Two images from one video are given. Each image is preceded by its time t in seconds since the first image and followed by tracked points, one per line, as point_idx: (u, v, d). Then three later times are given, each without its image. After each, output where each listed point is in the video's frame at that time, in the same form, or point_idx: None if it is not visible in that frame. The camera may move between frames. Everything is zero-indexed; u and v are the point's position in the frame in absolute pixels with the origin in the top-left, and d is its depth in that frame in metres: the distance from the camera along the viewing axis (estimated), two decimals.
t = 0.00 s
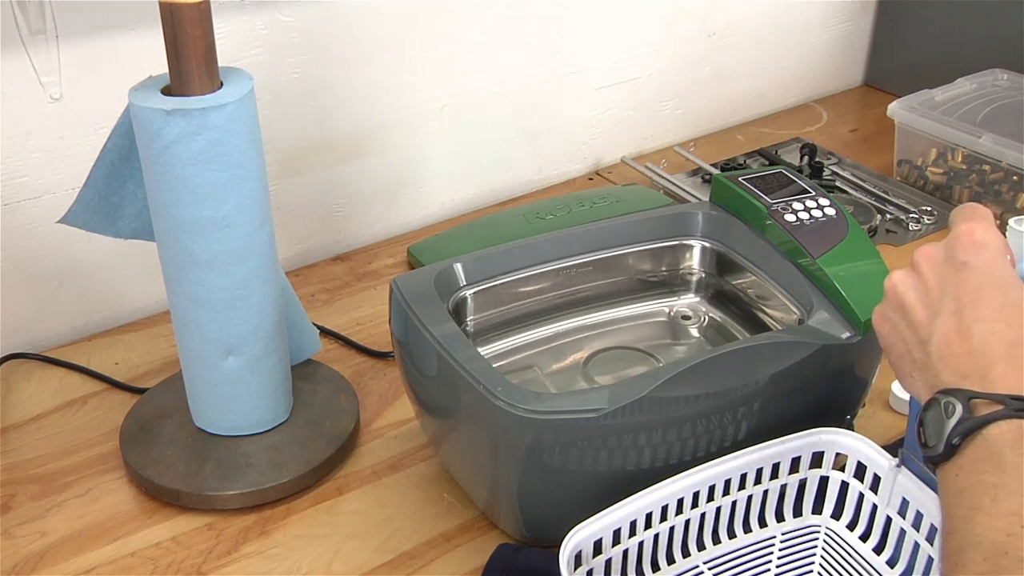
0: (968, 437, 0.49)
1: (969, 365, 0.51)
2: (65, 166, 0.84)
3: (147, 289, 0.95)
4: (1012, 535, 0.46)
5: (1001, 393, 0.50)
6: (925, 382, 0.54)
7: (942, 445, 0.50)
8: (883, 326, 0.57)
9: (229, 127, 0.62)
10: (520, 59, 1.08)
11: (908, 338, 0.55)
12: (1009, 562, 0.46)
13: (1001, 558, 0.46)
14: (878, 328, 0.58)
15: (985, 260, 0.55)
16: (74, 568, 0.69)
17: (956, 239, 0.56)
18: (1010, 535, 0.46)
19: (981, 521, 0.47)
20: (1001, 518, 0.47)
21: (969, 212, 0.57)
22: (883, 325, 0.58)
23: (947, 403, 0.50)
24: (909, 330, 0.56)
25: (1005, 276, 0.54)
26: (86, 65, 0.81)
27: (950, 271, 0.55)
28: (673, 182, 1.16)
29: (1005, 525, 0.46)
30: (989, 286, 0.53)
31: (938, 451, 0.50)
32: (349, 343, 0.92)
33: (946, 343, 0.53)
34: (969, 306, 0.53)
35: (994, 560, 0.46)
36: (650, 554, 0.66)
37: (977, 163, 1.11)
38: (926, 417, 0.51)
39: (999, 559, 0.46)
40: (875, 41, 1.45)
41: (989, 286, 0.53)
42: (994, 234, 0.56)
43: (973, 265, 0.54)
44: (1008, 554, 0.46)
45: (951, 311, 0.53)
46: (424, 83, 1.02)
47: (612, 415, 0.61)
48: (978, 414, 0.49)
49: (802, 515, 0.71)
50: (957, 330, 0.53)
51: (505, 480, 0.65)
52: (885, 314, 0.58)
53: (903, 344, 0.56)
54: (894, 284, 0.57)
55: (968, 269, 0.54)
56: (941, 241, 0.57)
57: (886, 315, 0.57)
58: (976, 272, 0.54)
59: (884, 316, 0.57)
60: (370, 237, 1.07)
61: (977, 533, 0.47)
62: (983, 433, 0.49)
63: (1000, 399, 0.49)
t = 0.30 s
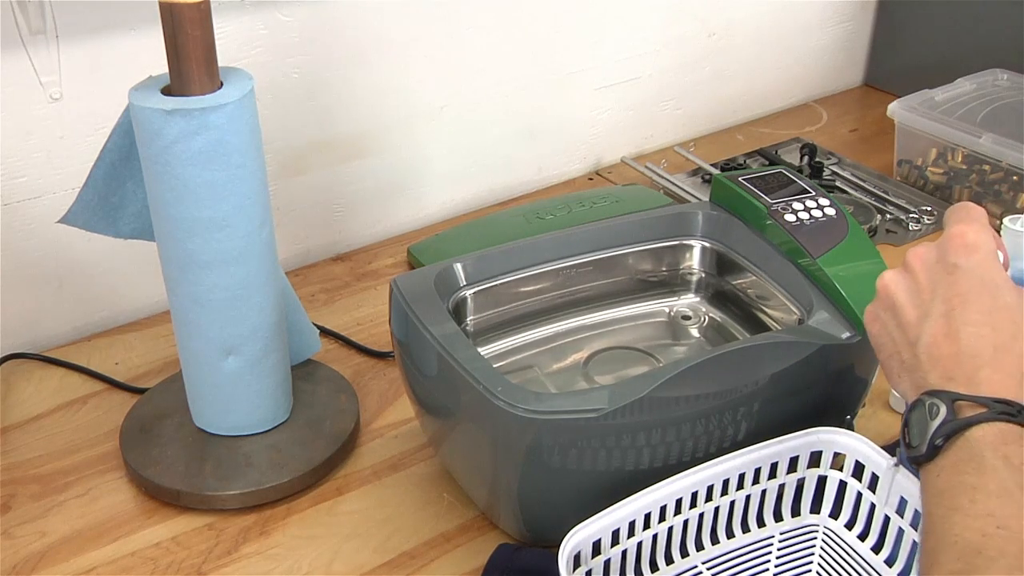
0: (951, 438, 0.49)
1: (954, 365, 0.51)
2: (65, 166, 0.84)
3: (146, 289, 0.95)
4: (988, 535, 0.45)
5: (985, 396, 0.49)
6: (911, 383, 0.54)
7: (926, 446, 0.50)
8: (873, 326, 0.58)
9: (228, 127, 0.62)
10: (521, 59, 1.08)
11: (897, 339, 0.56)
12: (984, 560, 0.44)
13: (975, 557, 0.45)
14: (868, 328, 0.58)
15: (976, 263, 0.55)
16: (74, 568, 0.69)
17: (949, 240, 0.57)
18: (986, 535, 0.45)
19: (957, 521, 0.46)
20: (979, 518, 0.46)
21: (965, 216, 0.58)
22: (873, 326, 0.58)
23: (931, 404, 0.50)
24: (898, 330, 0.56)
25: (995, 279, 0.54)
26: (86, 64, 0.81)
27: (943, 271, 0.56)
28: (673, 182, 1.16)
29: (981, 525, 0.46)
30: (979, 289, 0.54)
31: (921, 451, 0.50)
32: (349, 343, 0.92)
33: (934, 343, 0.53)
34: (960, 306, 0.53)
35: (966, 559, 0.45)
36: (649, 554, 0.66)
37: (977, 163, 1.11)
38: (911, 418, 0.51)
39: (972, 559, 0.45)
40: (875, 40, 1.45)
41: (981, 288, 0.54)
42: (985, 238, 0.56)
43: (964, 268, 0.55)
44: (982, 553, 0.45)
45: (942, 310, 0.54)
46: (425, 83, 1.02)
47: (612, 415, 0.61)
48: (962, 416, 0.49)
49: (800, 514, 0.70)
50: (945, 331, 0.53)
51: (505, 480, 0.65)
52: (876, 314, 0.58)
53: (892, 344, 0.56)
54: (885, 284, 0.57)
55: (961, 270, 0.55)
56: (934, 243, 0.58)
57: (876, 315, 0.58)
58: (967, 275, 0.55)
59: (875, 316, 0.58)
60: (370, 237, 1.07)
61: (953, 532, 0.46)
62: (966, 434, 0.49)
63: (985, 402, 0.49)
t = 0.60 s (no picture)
0: (943, 441, 0.50)
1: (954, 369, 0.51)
2: (65, 166, 0.84)
3: (146, 289, 0.95)
4: (968, 539, 0.46)
5: (980, 400, 0.50)
6: (909, 382, 0.54)
7: (917, 449, 0.50)
8: (873, 327, 0.57)
9: (228, 127, 0.62)
10: (521, 59, 1.08)
11: (897, 340, 0.55)
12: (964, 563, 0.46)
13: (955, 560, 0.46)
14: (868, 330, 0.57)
15: (977, 266, 0.55)
16: (74, 568, 0.69)
17: (951, 243, 0.57)
18: (966, 539, 0.46)
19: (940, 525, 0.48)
20: (961, 522, 0.47)
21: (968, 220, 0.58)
22: (873, 326, 0.57)
23: (925, 407, 0.51)
24: (899, 332, 0.55)
25: (996, 283, 0.54)
26: (86, 65, 0.81)
27: (944, 274, 0.55)
28: (673, 182, 1.16)
29: (962, 529, 0.47)
30: (980, 293, 0.54)
31: (912, 454, 0.51)
32: (349, 343, 0.92)
33: (934, 346, 0.53)
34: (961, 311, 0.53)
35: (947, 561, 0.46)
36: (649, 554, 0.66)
37: (977, 163, 1.11)
38: (905, 420, 0.52)
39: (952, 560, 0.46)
40: (875, 40, 1.45)
41: (982, 292, 0.54)
42: (987, 242, 0.56)
43: (965, 271, 0.55)
44: (961, 556, 0.46)
45: (943, 314, 0.53)
46: (425, 82, 1.02)
47: (612, 415, 0.61)
48: (955, 420, 0.50)
49: (800, 514, 0.70)
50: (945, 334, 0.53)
51: (505, 480, 0.65)
52: (876, 315, 0.58)
53: (892, 346, 0.56)
54: (886, 286, 0.57)
55: (961, 273, 0.55)
56: (935, 246, 0.57)
57: (876, 316, 0.57)
58: (968, 278, 0.54)
59: (875, 318, 0.57)
60: (370, 237, 1.07)
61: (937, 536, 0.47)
62: (958, 439, 0.49)
63: (977, 406, 0.49)
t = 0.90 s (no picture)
0: (949, 453, 0.50)
1: (965, 377, 0.51)
2: (65, 166, 0.84)
3: (147, 289, 0.95)
4: (960, 559, 0.48)
5: (989, 412, 0.50)
6: (921, 390, 0.54)
7: (923, 459, 0.51)
8: (883, 331, 0.58)
9: (229, 127, 0.62)
10: (521, 59, 1.08)
11: (907, 347, 0.56)
12: None
13: None
14: (879, 334, 0.58)
15: (988, 271, 0.55)
16: (74, 568, 0.69)
17: (961, 246, 0.56)
18: (959, 558, 0.48)
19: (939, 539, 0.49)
20: (957, 540, 0.48)
21: (978, 222, 0.58)
22: (883, 331, 0.58)
23: (932, 417, 0.51)
24: (909, 338, 0.56)
25: (1007, 288, 0.54)
26: (86, 65, 0.81)
27: (953, 280, 0.55)
28: (673, 183, 1.16)
29: (957, 547, 0.48)
30: (990, 298, 0.54)
31: (919, 464, 0.52)
32: (349, 343, 0.92)
33: (945, 353, 0.53)
34: (970, 319, 0.53)
35: None
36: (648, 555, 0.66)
37: (977, 163, 1.11)
38: (913, 429, 0.52)
39: None
40: (875, 40, 1.45)
41: (993, 299, 0.53)
42: (997, 245, 0.56)
43: (975, 276, 0.55)
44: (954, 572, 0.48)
45: (953, 322, 0.53)
46: (424, 82, 1.02)
47: (612, 415, 0.61)
48: (961, 432, 0.50)
49: (800, 515, 0.70)
50: (955, 340, 0.53)
51: (505, 480, 0.65)
52: (887, 320, 0.58)
53: (902, 351, 0.56)
54: (895, 290, 0.57)
55: (972, 278, 0.55)
56: (946, 249, 0.57)
57: (886, 322, 0.58)
58: (978, 283, 0.54)
59: (885, 322, 0.58)
60: (370, 237, 1.07)
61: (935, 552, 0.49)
62: (962, 451, 0.50)
63: (984, 419, 0.50)
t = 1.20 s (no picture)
0: (956, 457, 0.50)
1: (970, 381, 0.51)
2: (66, 166, 0.84)
3: (147, 290, 0.95)
4: (971, 565, 0.48)
5: (996, 416, 0.50)
6: (926, 392, 0.54)
7: (930, 462, 0.51)
8: (888, 331, 0.58)
9: (229, 127, 0.62)
10: (521, 59, 1.08)
11: (912, 347, 0.56)
12: None
13: None
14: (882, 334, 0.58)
15: (995, 273, 0.54)
16: (74, 568, 0.69)
17: (966, 248, 0.54)
18: (969, 564, 0.49)
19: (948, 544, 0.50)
20: (968, 547, 0.49)
21: (981, 217, 0.55)
22: (887, 330, 0.58)
23: (940, 421, 0.51)
24: (913, 339, 0.56)
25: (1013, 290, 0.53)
26: (86, 65, 0.81)
27: (958, 280, 0.54)
28: (673, 183, 1.16)
29: (968, 554, 0.49)
30: (997, 299, 0.53)
31: (926, 467, 0.52)
32: (349, 343, 0.92)
33: (949, 355, 0.52)
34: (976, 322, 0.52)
35: None
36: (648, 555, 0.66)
37: (977, 163, 1.11)
38: (920, 431, 0.53)
39: None
40: (876, 40, 1.45)
41: (1000, 300, 0.53)
42: (1003, 244, 0.54)
43: (982, 278, 0.53)
44: None
45: (960, 324, 0.53)
46: (425, 82, 1.02)
47: (612, 415, 0.61)
48: (968, 436, 0.50)
49: (800, 515, 0.70)
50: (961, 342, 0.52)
51: (505, 480, 0.65)
52: (890, 320, 0.58)
53: (907, 352, 0.56)
54: (899, 293, 0.57)
55: (978, 280, 0.53)
56: (952, 249, 0.56)
57: (891, 322, 0.57)
58: (984, 287, 0.53)
59: (889, 323, 0.57)
60: (370, 237, 1.07)
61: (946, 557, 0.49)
62: (969, 455, 0.50)
63: (991, 422, 0.50)
